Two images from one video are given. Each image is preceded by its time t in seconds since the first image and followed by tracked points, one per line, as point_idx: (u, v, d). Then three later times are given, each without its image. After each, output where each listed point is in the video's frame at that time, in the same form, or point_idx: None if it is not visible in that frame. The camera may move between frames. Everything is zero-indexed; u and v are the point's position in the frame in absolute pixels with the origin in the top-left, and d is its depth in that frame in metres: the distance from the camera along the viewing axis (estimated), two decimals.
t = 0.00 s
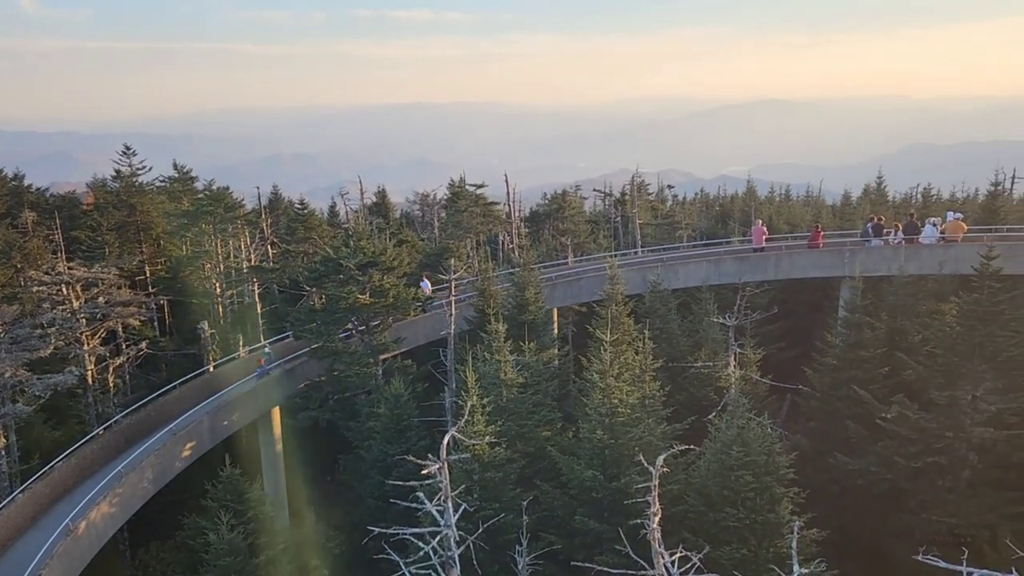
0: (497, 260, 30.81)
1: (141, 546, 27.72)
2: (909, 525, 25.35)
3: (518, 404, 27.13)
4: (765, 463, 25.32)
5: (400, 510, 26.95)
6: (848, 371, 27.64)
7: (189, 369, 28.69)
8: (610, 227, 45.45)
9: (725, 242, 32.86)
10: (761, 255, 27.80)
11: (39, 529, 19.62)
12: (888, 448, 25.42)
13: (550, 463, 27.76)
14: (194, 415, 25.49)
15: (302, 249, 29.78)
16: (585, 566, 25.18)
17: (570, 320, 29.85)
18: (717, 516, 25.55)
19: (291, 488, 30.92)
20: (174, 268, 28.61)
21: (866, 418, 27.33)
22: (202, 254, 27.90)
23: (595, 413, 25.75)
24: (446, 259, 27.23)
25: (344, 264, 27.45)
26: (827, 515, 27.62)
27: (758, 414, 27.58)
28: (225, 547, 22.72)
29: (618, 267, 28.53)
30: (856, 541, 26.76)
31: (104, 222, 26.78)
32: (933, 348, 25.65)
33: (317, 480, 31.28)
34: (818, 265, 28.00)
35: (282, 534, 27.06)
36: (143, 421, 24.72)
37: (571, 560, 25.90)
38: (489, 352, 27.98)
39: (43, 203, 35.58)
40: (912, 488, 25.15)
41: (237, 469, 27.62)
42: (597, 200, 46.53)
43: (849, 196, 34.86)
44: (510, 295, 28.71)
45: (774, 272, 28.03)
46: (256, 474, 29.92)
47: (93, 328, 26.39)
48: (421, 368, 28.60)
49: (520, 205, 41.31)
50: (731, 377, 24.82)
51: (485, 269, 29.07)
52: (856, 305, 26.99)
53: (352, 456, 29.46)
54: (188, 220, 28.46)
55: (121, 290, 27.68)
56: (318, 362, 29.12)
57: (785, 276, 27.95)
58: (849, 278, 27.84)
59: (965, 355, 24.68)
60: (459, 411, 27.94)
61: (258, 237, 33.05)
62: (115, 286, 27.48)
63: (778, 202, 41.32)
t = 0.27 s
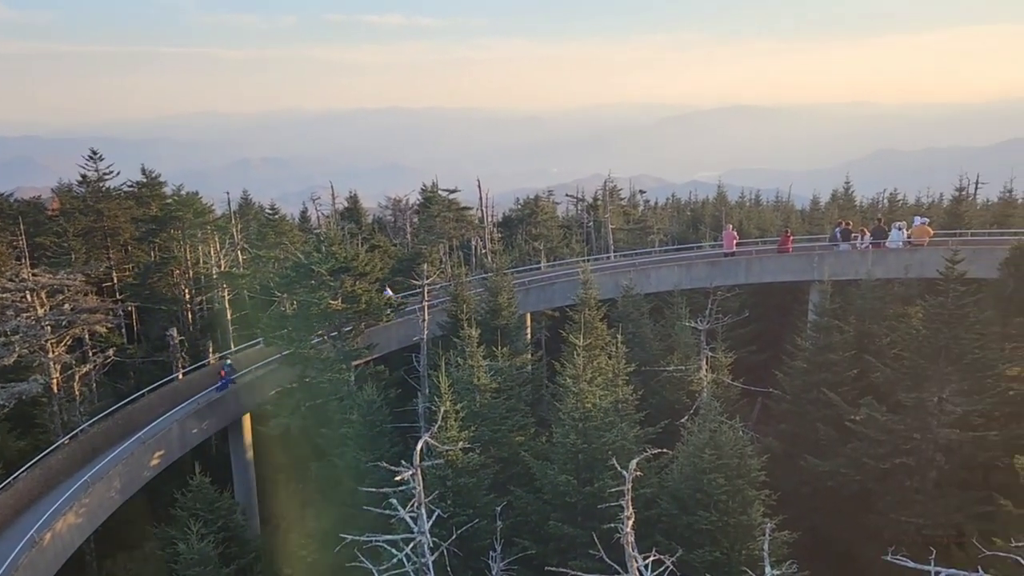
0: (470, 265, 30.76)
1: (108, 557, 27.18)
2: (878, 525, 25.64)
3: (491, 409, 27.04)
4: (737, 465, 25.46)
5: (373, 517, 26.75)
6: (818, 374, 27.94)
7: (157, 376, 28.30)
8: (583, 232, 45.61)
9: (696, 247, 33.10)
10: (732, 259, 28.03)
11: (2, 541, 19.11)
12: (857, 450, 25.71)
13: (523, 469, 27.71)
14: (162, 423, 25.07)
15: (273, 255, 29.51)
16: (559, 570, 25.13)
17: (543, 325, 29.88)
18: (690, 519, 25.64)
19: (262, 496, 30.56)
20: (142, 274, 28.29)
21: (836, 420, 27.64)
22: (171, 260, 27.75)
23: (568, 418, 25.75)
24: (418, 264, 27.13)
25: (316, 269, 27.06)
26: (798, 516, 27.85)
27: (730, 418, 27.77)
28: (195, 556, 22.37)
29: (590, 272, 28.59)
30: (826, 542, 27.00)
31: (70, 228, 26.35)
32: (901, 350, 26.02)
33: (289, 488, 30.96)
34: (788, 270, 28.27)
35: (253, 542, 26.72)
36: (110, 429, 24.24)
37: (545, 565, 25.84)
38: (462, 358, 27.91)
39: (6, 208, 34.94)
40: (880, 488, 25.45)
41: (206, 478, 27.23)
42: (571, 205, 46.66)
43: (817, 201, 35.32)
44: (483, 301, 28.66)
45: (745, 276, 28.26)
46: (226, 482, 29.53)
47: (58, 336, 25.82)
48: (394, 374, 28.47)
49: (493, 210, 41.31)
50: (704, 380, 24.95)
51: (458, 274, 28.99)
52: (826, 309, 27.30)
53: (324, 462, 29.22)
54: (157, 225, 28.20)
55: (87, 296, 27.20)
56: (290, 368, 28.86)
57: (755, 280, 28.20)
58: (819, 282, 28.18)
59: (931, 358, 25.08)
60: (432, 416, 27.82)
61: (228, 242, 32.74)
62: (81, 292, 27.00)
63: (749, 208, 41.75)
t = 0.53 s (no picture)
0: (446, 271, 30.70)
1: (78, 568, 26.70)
2: (852, 527, 25.85)
3: (468, 415, 26.97)
4: (713, 469, 25.53)
5: (349, 524, 26.53)
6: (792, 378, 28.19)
7: (129, 385, 27.92)
8: (559, 238, 45.73)
9: (672, 252, 33.30)
10: (707, 265, 28.22)
11: None
12: (831, 453, 25.96)
13: (500, 475, 27.63)
14: (135, 431, 24.63)
15: (247, 261, 29.27)
16: None
17: (520, 330, 29.89)
18: (667, 523, 25.69)
19: (236, 504, 30.21)
20: (113, 281, 27.93)
21: (810, 424, 27.90)
22: (143, 267, 27.37)
23: (545, 423, 25.72)
24: (394, 270, 27.03)
25: (291, 275, 26.83)
26: (773, 519, 28.04)
27: (706, 422, 27.92)
28: (167, 566, 22.03)
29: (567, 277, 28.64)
30: (801, 544, 27.20)
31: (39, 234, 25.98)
32: (873, 354, 26.33)
33: (264, 496, 30.65)
34: (763, 275, 28.51)
35: (227, 552, 26.38)
36: (80, 439, 23.76)
37: (522, 572, 25.75)
38: (439, 364, 27.82)
39: None
40: (854, 491, 25.70)
41: (179, 487, 26.86)
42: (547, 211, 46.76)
43: (790, 207, 35.71)
44: (460, 306, 28.60)
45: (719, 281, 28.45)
46: (200, 490, 29.17)
47: (27, 344, 25.36)
48: (370, 380, 28.34)
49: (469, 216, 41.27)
50: (680, 384, 25.05)
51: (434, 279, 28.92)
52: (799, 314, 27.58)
53: (299, 470, 28.98)
54: (128, 231, 27.87)
55: (57, 303, 26.81)
56: (265, 376, 28.60)
57: (730, 285, 28.39)
58: (792, 287, 28.46)
59: (902, 361, 25.40)
60: (409, 423, 27.71)
61: (202, 248, 32.48)
62: (50, 300, 26.59)
63: (723, 213, 42.11)
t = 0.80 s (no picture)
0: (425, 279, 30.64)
1: None
2: (829, 533, 26.03)
3: (447, 424, 26.88)
4: (691, 476, 25.53)
5: (327, 535, 26.32)
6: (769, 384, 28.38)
7: (103, 396, 27.56)
8: (538, 245, 45.83)
9: (650, 260, 33.49)
10: (684, 273, 28.35)
11: None
12: (808, 459, 26.15)
13: (479, 483, 27.55)
14: (109, 442, 24.20)
15: (223, 270, 29.06)
16: None
17: (499, 339, 29.87)
18: (646, 531, 25.70)
19: (213, 516, 29.88)
20: (86, 290, 27.57)
21: (787, 430, 28.10)
22: (117, 276, 27.03)
23: (524, 431, 25.68)
24: (372, 279, 26.93)
25: (268, 284, 26.49)
26: (751, 526, 28.18)
27: (684, 429, 28.02)
28: None
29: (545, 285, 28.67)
30: (779, 551, 27.34)
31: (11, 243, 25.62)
32: (848, 360, 26.57)
33: (240, 507, 30.33)
34: (740, 282, 28.68)
35: (202, 564, 26.06)
36: (53, 450, 23.29)
37: None
38: (418, 373, 27.72)
39: None
40: (830, 496, 25.89)
41: (154, 498, 26.50)
42: (526, 219, 46.83)
43: (767, 214, 36.03)
44: (438, 315, 28.54)
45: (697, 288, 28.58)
46: (175, 502, 28.82)
47: None
48: (348, 389, 28.19)
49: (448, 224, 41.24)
50: (657, 391, 25.13)
51: (412, 288, 28.84)
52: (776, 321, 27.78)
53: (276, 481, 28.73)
54: (102, 240, 27.55)
55: (29, 314, 26.43)
56: (241, 386, 28.35)
57: (708, 292, 28.53)
58: (769, 294, 28.67)
59: (877, 367, 25.65)
60: (388, 432, 27.59)
61: (177, 257, 32.20)
62: (22, 310, 26.21)
63: (700, 221, 42.41)
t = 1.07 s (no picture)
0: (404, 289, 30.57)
1: None
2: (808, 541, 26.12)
3: (427, 434, 26.74)
4: (671, 485, 25.43)
5: (306, 548, 26.06)
6: (747, 394, 28.54)
7: (77, 408, 27.17)
8: (519, 255, 45.89)
9: (630, 270, 33.64)
10: (663, 282, 28.44)
11: None
12: (787, 468, 26.29)
13: (460, 494, 27.42)
14: (83, 455, 23.72)
15: (200, 281, 28.85)
16: None
17: (479, 349, 29.84)
18: (626, 540, 25.65)
19: (189, 529, 29.47)
20: (60, 301, 27.21)
21: (766, 439, 28.24)
22: (93, 287, 26.69)
23: (504, 442, 25.59)
24: (351, 289, 26.81)
25: (246, 295, 26.23)
26: (731, 534, 28.25)
27: (664, 438, 28.07)
28: None
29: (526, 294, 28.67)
30: (759, 559, 27.40)
31: None
32: (825, 369, 26.77)
33: (218, 520, 29.98)
34: (718, 291, 28.77)
35: None
36: (26, 463, 22.74)
37: None
38: (398, 383, 27.57)
39: None
40: (809, 504, 26.00)
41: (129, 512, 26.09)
42: (506, 228, 46.89)
43: (745, 224, 36.33)
44: (418, 325, 28.46)
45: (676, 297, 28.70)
46: (151, 516, 28.41)
47: None
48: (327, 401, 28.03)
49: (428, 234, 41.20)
50: (637, 401, 25.16)
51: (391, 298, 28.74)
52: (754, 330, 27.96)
53: (254, 493, 28.48)
54: (77, 251, 27.24)
55: (2, 325, 26.04)
56: (219, 397, 28.06)
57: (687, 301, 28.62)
58: (747, 303, 28.87)
59: (854, 376, 25.86)
60: (367, 443, 27.46)
61: (154, 268, 31.91)
62: None
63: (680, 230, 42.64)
